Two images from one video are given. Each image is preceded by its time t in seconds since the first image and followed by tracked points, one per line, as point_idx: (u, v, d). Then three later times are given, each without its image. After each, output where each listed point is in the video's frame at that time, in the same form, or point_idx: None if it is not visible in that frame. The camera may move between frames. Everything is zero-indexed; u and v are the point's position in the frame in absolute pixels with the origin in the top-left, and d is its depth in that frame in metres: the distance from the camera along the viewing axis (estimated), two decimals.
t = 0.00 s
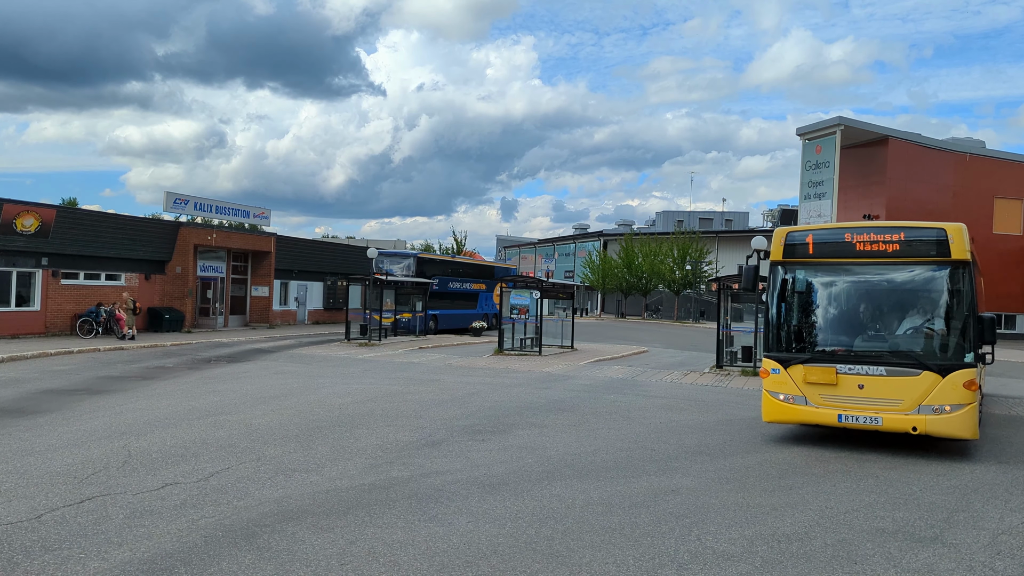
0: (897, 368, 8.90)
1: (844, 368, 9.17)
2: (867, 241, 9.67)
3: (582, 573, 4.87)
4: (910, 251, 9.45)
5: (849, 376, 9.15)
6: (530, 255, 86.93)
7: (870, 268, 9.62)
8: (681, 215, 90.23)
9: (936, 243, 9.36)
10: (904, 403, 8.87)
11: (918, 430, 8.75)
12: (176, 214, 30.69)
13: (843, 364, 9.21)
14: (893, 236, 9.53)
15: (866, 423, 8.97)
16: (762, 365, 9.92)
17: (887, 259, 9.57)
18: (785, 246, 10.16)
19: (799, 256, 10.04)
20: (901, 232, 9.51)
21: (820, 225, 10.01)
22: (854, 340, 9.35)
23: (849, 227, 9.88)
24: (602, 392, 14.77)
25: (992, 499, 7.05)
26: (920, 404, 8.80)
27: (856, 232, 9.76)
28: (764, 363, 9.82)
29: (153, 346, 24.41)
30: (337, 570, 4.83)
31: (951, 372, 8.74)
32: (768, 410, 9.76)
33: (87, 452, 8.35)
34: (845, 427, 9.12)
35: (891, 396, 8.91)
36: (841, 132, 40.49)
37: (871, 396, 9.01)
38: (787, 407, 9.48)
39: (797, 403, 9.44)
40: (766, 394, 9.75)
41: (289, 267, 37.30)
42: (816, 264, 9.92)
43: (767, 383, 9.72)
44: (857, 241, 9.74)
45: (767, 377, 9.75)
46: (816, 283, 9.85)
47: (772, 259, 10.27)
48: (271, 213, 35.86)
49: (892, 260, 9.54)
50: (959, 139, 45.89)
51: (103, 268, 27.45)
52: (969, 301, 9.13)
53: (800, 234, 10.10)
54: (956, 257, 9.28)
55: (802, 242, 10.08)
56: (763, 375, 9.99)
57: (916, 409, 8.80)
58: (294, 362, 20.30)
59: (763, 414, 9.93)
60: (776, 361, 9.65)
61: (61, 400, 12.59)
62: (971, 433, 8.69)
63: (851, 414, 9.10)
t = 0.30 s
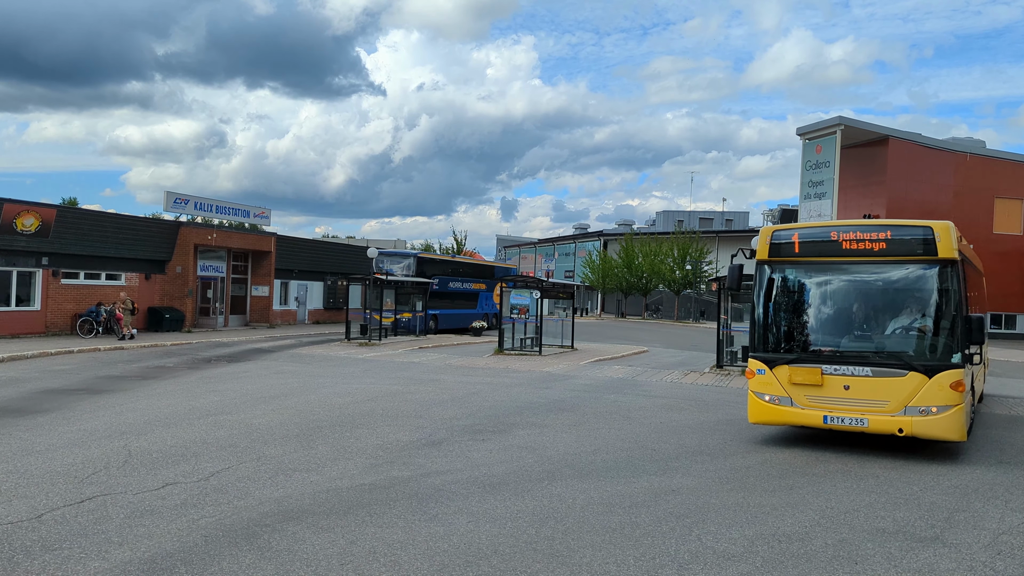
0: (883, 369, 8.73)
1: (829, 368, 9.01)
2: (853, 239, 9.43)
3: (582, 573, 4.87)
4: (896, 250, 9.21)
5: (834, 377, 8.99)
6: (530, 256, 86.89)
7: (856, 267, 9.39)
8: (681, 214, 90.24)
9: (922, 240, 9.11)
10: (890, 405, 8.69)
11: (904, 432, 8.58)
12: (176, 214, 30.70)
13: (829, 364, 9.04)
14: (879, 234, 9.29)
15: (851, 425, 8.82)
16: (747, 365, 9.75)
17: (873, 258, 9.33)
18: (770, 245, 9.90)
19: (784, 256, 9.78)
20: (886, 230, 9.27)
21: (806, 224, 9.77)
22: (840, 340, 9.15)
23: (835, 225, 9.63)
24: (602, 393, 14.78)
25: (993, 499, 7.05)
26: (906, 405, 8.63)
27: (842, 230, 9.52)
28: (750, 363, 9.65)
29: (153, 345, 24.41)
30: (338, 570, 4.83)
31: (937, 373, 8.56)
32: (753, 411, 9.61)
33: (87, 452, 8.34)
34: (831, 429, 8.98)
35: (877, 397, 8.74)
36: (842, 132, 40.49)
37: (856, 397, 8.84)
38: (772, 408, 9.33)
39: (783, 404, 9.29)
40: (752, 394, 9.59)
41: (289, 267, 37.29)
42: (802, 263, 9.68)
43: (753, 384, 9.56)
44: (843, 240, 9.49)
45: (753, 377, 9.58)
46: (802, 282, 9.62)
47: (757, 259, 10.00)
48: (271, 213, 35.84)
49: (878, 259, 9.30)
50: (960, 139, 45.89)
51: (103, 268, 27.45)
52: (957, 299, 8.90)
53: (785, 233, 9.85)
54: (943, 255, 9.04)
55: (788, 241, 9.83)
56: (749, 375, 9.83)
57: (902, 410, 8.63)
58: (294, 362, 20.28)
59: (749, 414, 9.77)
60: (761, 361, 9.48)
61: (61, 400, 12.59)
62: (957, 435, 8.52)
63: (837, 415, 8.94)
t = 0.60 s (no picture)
0: (869, 369, 8.50)
1: (815, 368, 8.79)
2: (839, 237, 9.20)
3: (582, 573, 4.86)
4: (882, 248, 8.96)
5: (820, 376, 8.77)
6: (530, 255, 86.88)
7: (842, 265, 9.14)
8: (681, 214, 90.24)
9: (909, 238, 8.84)
10: (876, 405, 8.47)
11: (890, 433, 8.37)
12: (176, 214, 30.71)
13: (814, 364, 8.82)
14: (865, 232, 9.06)
15: (837, 426, 8.62)
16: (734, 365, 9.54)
17: (860, 257, 9.09)
18: (756, 243, 9.67)
19: (770, 254, 9.54)
20: (873, 228, 9.04)
21: (792, 221, 9.54)
22: (827, 339, 8.91)
23: (821, 223, 9.40)
24: (602, 392, 14.78)
25: (993, 499, 7.04)
26: (893, 405, 8.40)
27: (829, 229, 9.29)
28: (736, 363, 9.44)
29: (153, 345, 24.39)
30: (338, 570, 4.82)
31: (924, 373, 8.33)
32: (739, 411, 9.41)
33: (87, 451, 8.34)
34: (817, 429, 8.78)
35: (862, 397, 8.52)
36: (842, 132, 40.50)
37: (842, 397, 8.62)
38: (758, 408, 9.13)
39: (769, 405, 9.09)
40: (738, 394, 9.39)
41: (288, 267, 37.27)
42: (787, 262, 9.44)
43: (738, 383, 9.35)
44: (829, 238, 9.25)
45: (739, 377, 9.38)
46: (787, 281, 9.38)
47: (744, 257, 9.75)
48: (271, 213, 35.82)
49: (864, 258, 9.05)
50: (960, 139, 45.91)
51: (103, 267, 27.45)
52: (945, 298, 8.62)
53: (772, 231, 9.62)
54: (931, 253, 8.75)
55: (774, 239, 9.59)
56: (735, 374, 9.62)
57: (888, 411, 8.41)
58: (294, 362, 20.28)
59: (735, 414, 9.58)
60: (747, 361, 9.27)
61: (61, 399, 12.58)
62: (945, 436, 8.30)
63: (823, 416, 8.74)
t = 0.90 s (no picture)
0: (856, 369, 8.40)
1: (801, 368, 8.69)
2: (826, 235, 9.04)
3: (582, 572, 4.87)
4: (869, 247, 8.80)
5: (806, 377, 8.67)
6: (530, 255, 86.86)
7: (828, 264, 8.98)
8: (681, 214, 90.21)
9: (895, 237, 8.69)
10: (863, 405, 8.38)
11: (877, 434, 8.28)
12: (176, 214, 30.74)
13: (801, 364, 8.71)
14: (852, 231, 8.91)
15: (824, 426, 8.53)
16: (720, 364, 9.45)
17: (847, 255, 8.92)
18: (742, 242, 9.51)
19: (756, 253, 9.39)
20: (860, 226, 8.89)
21: (779, 219, 9.39)
22: (817, 339, 8.75)
23: (808, 221, 9.26)
24: (601, 392, 14.77)
25: (992, 499, 7.05)
26: (879, 406, 8.30)
27: (815, 227, 9.13)
28: (722, 362, 9.34)
29: (152, 345, 24.39)
30: (338, 570, 4.83)
31: (911, 373, 8.23)
32: (726, 411, 9.32)
33: (87, 451, 8.33)
34: (804, 430, 8.70)
35: (849, 397, 8.42)
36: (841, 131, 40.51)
37: (829, 397, 8.53)
38: (745, 409, 9.04)
39: (756, 405, 9.00)
40: (724, 394, 9.30)
41: (288, 267, 37.26)
42: (773, 260, 9.29)
43: (725, 383, 9.25)
44: (815, 237, 9.10)
45: (725, 377, 9.28)
46: (774, 280, 9.23)
47: (731, 257, 9.59)
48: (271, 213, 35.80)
49: (851, 256, 8.89)
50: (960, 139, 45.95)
51: (103, 267, 27.47)
52: (934, 297, 8.49)
53: (759, 229, 9.46)
54: (917, 251, 8.60)
55: (761, 237, 9.43)
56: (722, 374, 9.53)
57: (875, 411, 8.31)
58: (294, 362, 20.27)
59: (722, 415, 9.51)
60: (734, 361, 9.16)
61: (61, 399, 12.58)
62: (932, 437, 8.22)
63: (809, 416, 8.65)
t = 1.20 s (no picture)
0: (845, 369, 8.38)
1: (788, 369, 8.67)
2: (814, 234, 9.01)
3: (582, 573, 4.87)
4: (857, 246, 8.77)
5: (793, 377, 8.66)
6: (530, 255, 86.77)
7: (815, 263, 8.96)
8: (681, 215, 90.20)
9: (883, 235, 8.66)
10: (850, 406, 8.37)
11: (864, 435, 8.28)
12: (176, 214, 30.74)
13: (789, 364, 8.70)
14: (840, 229, 8.89)
15: (811, 427, 8.53)
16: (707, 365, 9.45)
17: (835, 254, 8.90)
18: (730, 240, 9.47)
19: (744, 252, 9.36)
20: (848, 224, 8.87)
21: (766, 217, 9.35)
22: (808, 340, 8.70)
23: (796, 219, 9.22)
24: (601, 392, 14.76)
25: (991, 499, 7.05)
26: (867, 407, 8.30)
27: (803, 225, 9.10)
28: (710, 362, 9.33)
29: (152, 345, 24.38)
30: (337, 570, 4.82)
31: (899, 374, 8.21)
32: (713, 411, 9.33)
33: (87, 452, 8.33)
34: (791, 431, 8.70)
35: (836, 398, 8.41)
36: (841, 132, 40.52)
37: (816, 398, 8.52)
38: (732, 410, 9.05)
39: (743, 406, 8.99)
40: (712, 395, 9.30)
41: (288, 266, 37.25)
42: (761, 259, 9.25)
43: (712, 384, 9.26)
44: (803, 235, 9.07)
45: (713, 377, 9.28)
46: (761, 279, 9.19)
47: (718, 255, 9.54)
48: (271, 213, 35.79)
49: (838, 255, 8.87)
50: (960, 139, 45.95)
51: (103, 267, 27.48)
52: (923, 296, 8.46)
53: (746, 227, 9.42)
54: (906, 250, 8.56)
55: (749, 236, 9.39)
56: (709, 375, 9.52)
57: (863, 412, 8.31)
58: (294, 361, 20.26)
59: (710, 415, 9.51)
60: (721, 362, 9.15)
61: (61, 399, 12.57)
62: (919, 438, 8.21)
63: (797, 417, 8.64)
